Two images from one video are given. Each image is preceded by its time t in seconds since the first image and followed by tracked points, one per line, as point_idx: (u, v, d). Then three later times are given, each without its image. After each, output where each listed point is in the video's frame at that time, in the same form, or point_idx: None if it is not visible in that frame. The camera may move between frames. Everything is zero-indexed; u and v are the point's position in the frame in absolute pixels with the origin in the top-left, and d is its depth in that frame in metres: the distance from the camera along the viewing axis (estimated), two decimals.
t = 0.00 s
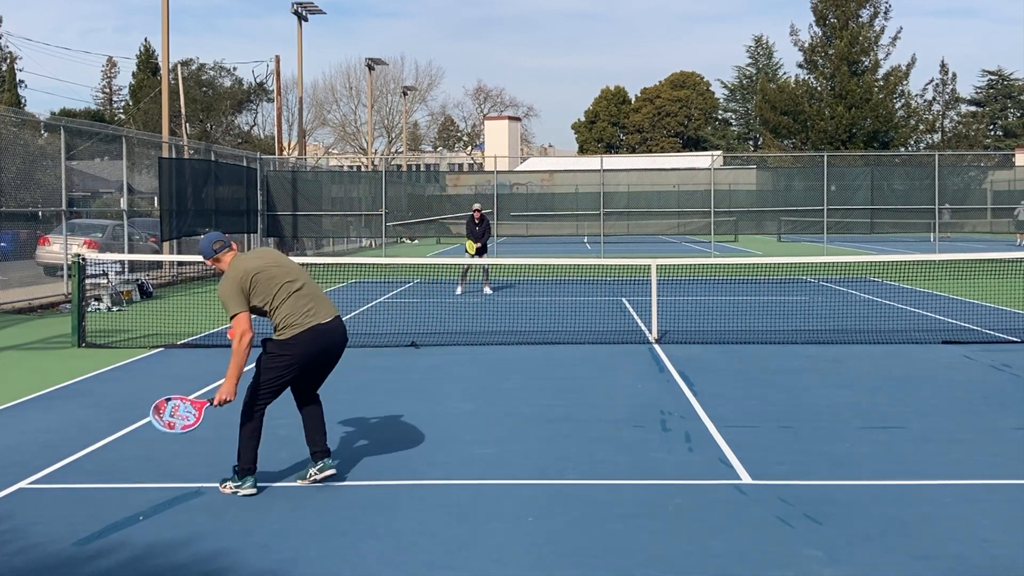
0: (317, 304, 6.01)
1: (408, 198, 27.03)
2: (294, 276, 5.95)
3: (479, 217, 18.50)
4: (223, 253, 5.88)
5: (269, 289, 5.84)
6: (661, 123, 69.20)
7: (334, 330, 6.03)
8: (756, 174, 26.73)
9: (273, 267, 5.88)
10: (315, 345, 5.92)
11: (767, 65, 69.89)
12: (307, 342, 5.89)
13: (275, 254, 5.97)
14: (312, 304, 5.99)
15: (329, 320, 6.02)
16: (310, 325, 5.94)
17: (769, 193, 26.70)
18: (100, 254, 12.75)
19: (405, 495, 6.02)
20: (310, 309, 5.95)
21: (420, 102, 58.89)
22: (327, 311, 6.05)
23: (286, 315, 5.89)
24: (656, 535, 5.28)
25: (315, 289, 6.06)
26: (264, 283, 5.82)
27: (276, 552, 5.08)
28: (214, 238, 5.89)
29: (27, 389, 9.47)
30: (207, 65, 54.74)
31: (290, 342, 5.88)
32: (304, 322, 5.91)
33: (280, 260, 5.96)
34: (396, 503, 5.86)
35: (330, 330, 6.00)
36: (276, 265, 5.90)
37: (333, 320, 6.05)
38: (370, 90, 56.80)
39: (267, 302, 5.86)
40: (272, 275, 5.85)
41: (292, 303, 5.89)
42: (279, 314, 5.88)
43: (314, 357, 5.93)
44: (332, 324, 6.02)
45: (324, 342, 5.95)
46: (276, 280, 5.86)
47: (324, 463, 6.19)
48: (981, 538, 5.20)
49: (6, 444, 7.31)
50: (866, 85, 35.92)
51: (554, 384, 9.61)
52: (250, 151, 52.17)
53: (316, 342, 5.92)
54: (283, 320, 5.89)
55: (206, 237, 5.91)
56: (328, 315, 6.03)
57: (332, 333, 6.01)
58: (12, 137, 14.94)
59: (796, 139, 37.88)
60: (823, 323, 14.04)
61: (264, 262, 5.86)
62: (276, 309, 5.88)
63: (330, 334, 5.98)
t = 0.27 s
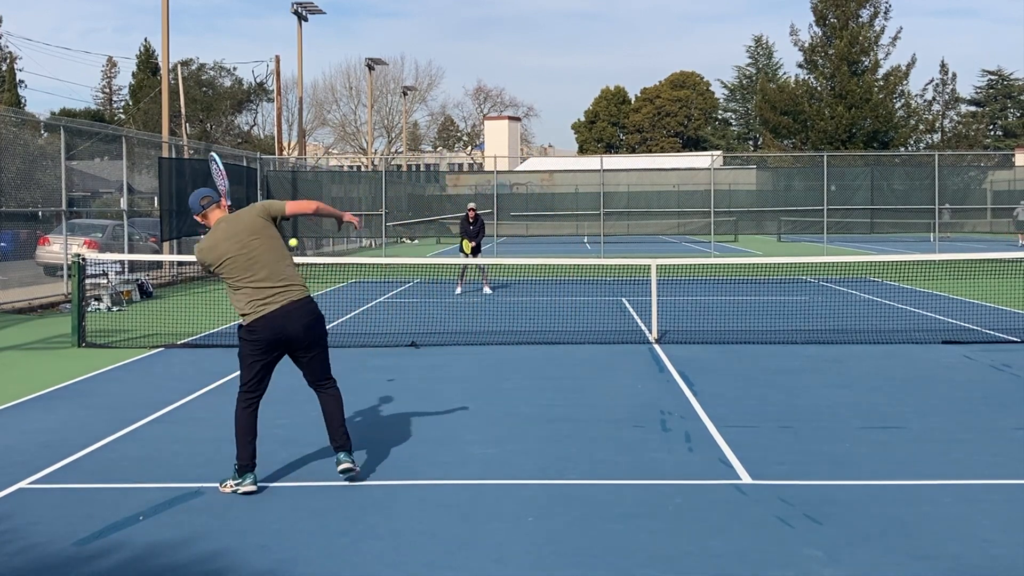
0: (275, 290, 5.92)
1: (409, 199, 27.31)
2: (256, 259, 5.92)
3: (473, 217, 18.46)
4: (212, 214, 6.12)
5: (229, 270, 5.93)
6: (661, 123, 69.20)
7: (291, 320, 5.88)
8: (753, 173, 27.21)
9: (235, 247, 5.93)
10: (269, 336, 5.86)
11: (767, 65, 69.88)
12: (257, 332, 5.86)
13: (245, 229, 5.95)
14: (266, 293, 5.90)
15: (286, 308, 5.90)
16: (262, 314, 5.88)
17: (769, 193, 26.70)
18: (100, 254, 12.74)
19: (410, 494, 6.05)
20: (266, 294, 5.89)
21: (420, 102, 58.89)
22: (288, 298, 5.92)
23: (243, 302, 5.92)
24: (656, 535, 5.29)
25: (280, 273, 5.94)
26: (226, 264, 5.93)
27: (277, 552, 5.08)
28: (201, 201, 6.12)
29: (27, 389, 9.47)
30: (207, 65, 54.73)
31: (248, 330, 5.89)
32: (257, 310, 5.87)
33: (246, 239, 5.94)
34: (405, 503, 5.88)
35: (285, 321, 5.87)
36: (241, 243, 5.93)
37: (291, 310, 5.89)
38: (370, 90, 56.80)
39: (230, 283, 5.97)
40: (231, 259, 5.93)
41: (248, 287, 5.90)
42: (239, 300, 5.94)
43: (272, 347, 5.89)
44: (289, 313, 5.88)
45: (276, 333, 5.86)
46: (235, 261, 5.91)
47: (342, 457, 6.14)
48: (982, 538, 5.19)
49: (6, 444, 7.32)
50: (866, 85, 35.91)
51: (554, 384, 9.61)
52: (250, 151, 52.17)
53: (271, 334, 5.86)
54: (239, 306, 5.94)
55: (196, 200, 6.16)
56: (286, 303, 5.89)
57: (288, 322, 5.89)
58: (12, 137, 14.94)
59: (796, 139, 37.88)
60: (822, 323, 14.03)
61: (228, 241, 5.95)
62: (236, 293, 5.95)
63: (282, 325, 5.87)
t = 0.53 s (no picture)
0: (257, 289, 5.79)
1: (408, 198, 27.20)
2: (245, 252, 5.78)
3: (473, 217, 18.45)
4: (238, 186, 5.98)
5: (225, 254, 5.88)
6: (661, 123, 69.22)
7: (263, 323, 5.75)
8: (755, 174, 26.92)
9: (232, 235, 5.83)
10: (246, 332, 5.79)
11: (767, 65, 69.88)
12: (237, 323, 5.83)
13: (245, 220, 5.79)
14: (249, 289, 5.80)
15: (263, 310, 5.77)
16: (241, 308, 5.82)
17: (769, 193, 26.69)
18: (100, 254, 12.74)
19: (411, 494, 6.05)
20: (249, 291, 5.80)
21: (420, 102, 58.89)
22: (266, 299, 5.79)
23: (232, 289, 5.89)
24: (657, 535, 5.28)
25: (265, 274, 5.78)
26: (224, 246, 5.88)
27: (277, 552, 5.08)
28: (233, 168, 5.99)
29: (27, 389, 9.47)
30: (207, 65, 54.72)
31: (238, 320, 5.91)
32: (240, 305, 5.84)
33: (243, 230, 5.79)
34: (405, 503, 5.88)
35: (260, 322, 5.76)
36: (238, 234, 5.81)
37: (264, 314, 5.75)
38: (370, 90, 56.80)
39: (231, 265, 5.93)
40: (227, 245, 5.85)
41: (236, 279, 5.83)
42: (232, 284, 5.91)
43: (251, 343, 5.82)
44: (265, 315, 5.75)
45: (253, 332, 5.76)
46: (231, 250, 5.83)
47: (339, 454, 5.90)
48: (981, 538, 5.19)
49: (6, 444, 7.31)
50: (866, 85, 35.90)
51: (554, 385, 9.60)
52: (250, 151, 52.16)
53: (247, 331, 5.78)
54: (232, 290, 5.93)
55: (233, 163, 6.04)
56: (264, 304, 5.77)
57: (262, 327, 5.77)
58: (12, 137, 14.94)
59: (796, 139, 37.87)
60: (823, 323, 14.03)
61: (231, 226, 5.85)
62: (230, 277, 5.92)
63: (256, 325, 5.76)
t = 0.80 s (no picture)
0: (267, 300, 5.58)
1: (408, 198, 27.09)
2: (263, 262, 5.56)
3: (481, 216, 18.46)
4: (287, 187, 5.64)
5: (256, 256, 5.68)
6: (661, 123, 69.24)
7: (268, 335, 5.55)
8: (755, 174, 26.98)
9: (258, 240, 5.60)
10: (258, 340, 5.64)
11: (767, 65, 69.87)
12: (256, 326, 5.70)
13: (268, 229, 5.52)
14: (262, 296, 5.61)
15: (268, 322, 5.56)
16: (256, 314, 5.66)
17: (769, 193, 26.68)
18: (100, 254, 12.74)
19: (411, 494, 6.04)
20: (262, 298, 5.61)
21: (420, 102, 58.89)
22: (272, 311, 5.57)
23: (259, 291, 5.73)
24: (656, 535, 5.28)
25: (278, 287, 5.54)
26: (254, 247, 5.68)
27: (276, 552, 5.08)
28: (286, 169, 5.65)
29: (27, 389, 9.48)
30: (207, 65, 54.72)
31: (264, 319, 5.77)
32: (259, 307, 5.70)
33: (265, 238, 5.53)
34: (406, 503, 5.88)
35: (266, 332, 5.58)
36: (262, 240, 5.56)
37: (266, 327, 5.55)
38: (370, 90, 56.79)
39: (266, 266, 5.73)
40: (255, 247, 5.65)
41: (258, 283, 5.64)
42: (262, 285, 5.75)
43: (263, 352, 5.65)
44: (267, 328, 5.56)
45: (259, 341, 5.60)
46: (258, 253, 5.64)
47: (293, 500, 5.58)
48: (982, 538, 5.19)
49: (6, 444, 7.31)
50: (866, 85, 35.90)
51: (554, 385, 9.60)
52: (250, 151, 52.15)
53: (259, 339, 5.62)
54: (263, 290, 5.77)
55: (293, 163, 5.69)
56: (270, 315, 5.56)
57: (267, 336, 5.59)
58: (12, 137, 14.94)
59: (796, 139, 37.87)
60: (823, 323, 14.03)
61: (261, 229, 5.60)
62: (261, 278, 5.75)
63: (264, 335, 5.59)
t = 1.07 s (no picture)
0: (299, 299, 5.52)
1: (409, 198, 27.08)
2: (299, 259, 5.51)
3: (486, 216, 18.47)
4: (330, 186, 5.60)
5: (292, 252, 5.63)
6: (661, 123, 69.25)
7: (301, 335, 5.49)
8: (755, 174, 26.98)
9: (294, 236, 5.54)
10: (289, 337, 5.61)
11: (767, 65, 69.87)
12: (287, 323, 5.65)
13: (305, 226, 5.45)
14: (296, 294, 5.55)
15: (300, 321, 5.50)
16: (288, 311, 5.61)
17: (769, 193, 26.67)
18: (100, 254, 12.74)
19: (411, 494, 6.05)
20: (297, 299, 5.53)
21: (420, 102, 58.88)
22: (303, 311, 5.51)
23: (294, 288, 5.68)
24: (656, 535, 5.28)
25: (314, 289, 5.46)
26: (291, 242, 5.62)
27: (276, 552, 5.08)
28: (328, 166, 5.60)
29: (27, 388, 9.48)
30: (207, 65, 54.71)
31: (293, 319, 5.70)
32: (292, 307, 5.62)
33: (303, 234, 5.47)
34: (406, 503, 5.88)
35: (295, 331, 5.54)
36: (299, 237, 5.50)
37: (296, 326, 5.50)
38: (370, 90, 56.78)
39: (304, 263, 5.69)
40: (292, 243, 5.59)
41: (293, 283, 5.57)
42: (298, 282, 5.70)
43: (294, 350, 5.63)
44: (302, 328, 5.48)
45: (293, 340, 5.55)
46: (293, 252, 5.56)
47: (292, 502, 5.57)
48: (982, 538, 5.19)
49: (6, 444, 7.31)
50: (866, 85, 35.92)
51: (555, 385, 9.60)
52: (250, 151, 52.14)
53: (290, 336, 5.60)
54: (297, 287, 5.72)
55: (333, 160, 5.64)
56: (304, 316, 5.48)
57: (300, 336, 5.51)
58: (12, 137, 14.95)
59: (796, 139, 37.87)
60: (823, 323, 14.03)
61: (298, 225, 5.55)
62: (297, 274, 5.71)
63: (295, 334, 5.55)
